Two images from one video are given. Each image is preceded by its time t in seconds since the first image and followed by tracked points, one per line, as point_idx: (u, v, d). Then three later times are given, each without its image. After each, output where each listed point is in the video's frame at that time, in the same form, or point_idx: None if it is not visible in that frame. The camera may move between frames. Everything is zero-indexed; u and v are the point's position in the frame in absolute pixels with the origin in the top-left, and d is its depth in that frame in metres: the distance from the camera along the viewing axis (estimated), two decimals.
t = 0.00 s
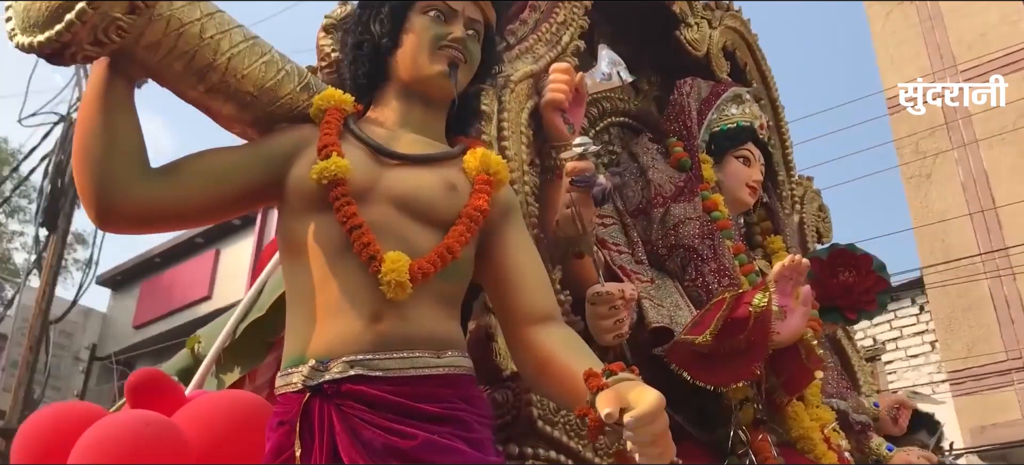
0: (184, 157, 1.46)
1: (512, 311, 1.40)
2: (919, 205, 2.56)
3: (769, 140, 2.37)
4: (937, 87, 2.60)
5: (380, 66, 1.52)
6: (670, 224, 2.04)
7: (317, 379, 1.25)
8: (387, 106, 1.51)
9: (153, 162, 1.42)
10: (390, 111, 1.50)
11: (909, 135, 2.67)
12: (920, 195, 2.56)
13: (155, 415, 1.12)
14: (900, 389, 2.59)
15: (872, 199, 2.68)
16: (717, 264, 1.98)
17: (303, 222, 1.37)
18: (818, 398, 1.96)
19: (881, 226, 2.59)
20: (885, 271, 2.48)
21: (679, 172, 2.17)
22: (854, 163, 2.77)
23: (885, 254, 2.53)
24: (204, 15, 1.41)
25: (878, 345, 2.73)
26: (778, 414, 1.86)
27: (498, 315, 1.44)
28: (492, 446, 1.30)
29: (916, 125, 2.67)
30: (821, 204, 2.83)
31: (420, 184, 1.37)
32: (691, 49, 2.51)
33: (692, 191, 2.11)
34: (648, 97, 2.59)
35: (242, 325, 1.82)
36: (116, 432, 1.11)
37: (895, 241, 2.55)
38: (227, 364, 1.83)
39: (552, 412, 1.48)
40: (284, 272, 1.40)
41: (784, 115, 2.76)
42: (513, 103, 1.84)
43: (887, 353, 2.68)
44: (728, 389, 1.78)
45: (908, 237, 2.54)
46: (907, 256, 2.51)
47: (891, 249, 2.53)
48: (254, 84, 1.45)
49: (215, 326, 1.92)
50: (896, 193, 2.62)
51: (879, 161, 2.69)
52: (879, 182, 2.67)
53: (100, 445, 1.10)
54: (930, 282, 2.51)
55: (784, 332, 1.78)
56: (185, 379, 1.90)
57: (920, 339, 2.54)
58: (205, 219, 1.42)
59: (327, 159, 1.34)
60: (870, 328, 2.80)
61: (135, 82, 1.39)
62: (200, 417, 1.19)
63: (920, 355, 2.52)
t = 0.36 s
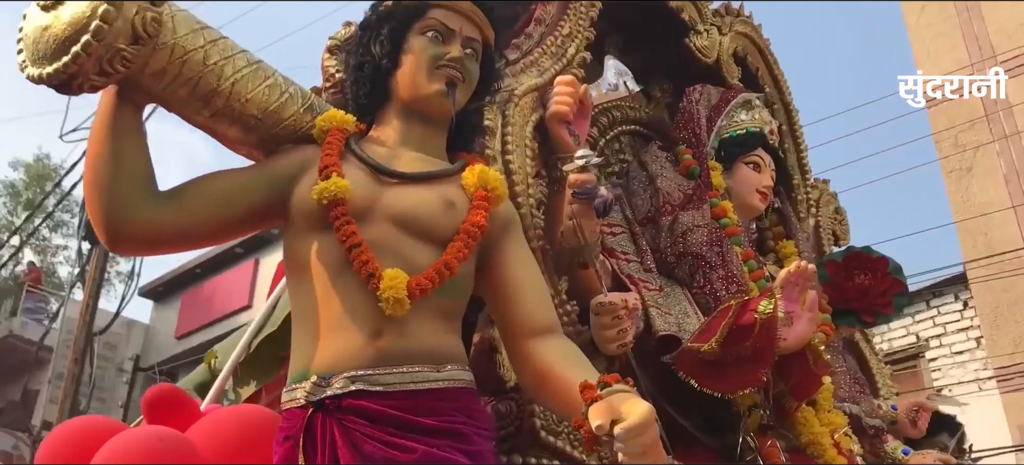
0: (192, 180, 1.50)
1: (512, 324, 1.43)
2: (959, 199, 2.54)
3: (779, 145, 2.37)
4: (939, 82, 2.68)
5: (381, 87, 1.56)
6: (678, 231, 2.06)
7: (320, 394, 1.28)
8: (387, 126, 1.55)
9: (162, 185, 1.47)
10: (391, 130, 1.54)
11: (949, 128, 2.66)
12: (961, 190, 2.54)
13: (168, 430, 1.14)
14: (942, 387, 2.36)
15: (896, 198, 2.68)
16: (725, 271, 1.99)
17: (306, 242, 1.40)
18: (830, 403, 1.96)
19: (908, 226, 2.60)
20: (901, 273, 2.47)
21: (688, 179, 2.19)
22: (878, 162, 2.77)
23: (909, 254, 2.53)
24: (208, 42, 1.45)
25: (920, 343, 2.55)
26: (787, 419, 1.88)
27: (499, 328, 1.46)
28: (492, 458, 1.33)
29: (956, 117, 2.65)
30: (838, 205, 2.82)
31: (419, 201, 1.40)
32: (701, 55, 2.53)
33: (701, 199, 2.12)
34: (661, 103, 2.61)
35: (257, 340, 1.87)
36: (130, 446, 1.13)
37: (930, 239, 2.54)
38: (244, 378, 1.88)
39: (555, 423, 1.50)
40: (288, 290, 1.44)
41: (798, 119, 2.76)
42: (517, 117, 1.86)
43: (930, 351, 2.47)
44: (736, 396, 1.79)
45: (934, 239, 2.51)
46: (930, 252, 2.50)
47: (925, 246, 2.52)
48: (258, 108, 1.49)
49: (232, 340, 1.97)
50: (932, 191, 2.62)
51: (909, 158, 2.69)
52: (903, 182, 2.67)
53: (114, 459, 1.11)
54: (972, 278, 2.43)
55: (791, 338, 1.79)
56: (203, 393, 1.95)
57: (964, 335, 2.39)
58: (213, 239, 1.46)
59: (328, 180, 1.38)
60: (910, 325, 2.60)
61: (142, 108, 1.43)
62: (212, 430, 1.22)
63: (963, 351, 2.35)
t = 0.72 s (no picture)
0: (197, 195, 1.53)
1: (512, 333, 1.45)
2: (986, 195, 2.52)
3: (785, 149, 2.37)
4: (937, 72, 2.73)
5: (380, 100, 1.58)
6: (682, 237, 2.07)
7: (321, 405, 1.31)
8: (388, 139, 1.57)
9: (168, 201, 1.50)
10: (391, 143, 1.56)
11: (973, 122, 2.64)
12: (989, 185, 2.52)
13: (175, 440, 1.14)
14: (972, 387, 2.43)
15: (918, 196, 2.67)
16: (729, 277, 2.00)
17: (307, 255, 1.43)
18: (837, 407, 1.97)
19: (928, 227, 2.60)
20: (910, 275, 2.47)
21: (693, 185, 2.20)
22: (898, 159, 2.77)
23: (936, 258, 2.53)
24: (210, 59, 1.48)
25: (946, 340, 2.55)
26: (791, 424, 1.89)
27: (500, 337, 1.48)
28: None
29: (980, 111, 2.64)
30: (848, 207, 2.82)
31: (417, 214, 1.42)
32: (707, 60, 2.53)
33: (705, 204, 2.13)
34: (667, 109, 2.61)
35: (265, 350, 1.89)
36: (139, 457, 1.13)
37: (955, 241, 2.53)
38: (253, 387, 1.90)
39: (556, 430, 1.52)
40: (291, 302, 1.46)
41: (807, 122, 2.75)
42: (519, 126, 1.88)
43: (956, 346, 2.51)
44: (739, 401, 1.81)
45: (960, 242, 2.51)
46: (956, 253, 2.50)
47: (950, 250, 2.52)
48: (260, 123, 1.52)
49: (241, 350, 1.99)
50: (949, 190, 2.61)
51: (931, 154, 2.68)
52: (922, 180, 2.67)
53: None
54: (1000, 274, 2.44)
55: (794, 343, 1.81)
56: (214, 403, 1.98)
57: (991, 333, 2.44)
58: (217, 253, 1.49)
59: (328, 194, 1.40)
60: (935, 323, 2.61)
61: (147, 125, 1.46)
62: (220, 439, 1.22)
63: (991, 349, 2.41)
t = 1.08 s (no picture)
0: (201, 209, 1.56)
1: (510, 343, 1.47)
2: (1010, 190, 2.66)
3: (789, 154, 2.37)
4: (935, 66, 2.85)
5: (380, 115, 1.61)
6: (685, 243, 2.08)
7: (321, 415, 1.34)
8: (387, 152, 1.60)
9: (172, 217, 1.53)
10: (390, 156, 1.59)
11: (996, 118, 2.76)
12: (1012, 182, 2.66)
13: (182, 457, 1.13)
14: (999, 384, 2.55)
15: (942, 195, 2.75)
16: (731, 282, 2.01)
17: (308, 268, 1.46)
18: (840, 410, 1.98)
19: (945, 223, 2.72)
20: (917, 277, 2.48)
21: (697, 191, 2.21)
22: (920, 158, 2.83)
23: (947, 247, 2.68)
24: (212, 77, 1.50)
25: (973, 338, 2.69)
26: (793, 428, 1.91)
27: (499, 347, 1.50)
28: None
29: (1002, 106, 2.77)
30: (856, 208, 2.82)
31: (415, 227, 1.45)
32: (711, 66, 2.53)
33: (708, 210, 2.14)
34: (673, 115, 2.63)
35: (272, 359, 1.93)
36: None
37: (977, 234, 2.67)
38: (261, 396, 1.93)
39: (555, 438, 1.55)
40: (293, 315, 1.49)
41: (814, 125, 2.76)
42: (520, 137, 1.91)
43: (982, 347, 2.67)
44: (741, 406, 1.83)
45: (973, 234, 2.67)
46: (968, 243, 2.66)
47: (970, 242, 2.65)
48: (262, 139, 1.55)
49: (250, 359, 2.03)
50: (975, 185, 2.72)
51: (947, 154, 2.79)
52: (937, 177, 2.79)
53: None
54: None
55: (794, 349, 1.83)
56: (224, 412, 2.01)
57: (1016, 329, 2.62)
58: (221, 266, 1.52)
59: (327, 208, 1.44)
60: (959, 321, 2.75)
61: (151, 142, 1.49)
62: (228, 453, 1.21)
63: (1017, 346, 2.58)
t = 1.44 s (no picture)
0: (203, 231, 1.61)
1: (503, 358, 1.51)
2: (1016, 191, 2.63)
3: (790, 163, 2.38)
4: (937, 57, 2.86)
5: (376, 136, 1.65)
6: (685, 253, 2.11)
7: (317, 432, 1.38)
8: (383, 173, 1.64)
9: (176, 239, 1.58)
10: (386, 177, 1.63)
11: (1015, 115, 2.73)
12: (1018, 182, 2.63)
13: None
14: None
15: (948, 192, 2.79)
16: (730, 291, 2.03)
17: (304, 288, 1.50)
18: (841, 417, 1.99)
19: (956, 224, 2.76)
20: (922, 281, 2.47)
21: (697, 200, 2.23)
22: (934, 159, 2.87)
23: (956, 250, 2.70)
24: (211, 104, 1.55)
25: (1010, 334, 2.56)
26: (791, 435, 1.93)
27: (493, 362, 1.55)
28: None
29: None
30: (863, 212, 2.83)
31: (408, 247, 1.49)
32: (713, 75, 2.50)
33: (708, 219, 2.16)
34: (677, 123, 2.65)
35: (279, 374, 1.97)
36: None
37: (981, 235, 2.67)
38: (270, 409, 1.98)
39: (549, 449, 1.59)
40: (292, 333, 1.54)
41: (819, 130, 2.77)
42: (517, 152, 1.94)
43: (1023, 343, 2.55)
44: (738, 415, 1.86)
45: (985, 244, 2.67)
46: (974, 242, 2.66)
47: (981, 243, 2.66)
48: (261, 163, 1.59)
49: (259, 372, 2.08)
50: (982, 187, 2.71)
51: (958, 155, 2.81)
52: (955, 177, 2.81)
53: None
54: None
55: (791, 357, 1.86)
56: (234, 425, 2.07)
57: None
58: (223, 287, 1.57)
59: (323, 230, 1.49)
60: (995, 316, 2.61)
61: (154, 168, 1.53)
62: None
63: None
